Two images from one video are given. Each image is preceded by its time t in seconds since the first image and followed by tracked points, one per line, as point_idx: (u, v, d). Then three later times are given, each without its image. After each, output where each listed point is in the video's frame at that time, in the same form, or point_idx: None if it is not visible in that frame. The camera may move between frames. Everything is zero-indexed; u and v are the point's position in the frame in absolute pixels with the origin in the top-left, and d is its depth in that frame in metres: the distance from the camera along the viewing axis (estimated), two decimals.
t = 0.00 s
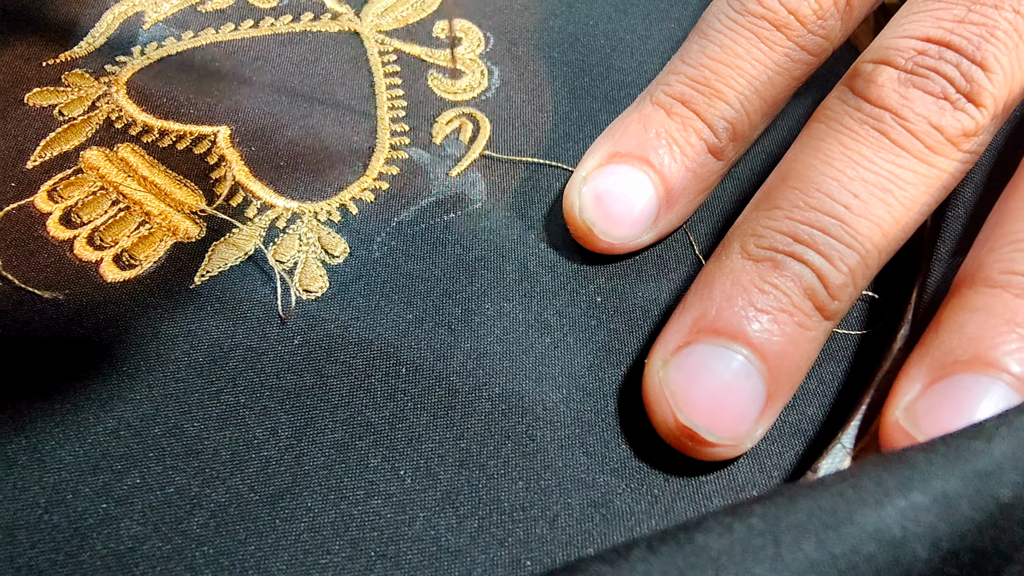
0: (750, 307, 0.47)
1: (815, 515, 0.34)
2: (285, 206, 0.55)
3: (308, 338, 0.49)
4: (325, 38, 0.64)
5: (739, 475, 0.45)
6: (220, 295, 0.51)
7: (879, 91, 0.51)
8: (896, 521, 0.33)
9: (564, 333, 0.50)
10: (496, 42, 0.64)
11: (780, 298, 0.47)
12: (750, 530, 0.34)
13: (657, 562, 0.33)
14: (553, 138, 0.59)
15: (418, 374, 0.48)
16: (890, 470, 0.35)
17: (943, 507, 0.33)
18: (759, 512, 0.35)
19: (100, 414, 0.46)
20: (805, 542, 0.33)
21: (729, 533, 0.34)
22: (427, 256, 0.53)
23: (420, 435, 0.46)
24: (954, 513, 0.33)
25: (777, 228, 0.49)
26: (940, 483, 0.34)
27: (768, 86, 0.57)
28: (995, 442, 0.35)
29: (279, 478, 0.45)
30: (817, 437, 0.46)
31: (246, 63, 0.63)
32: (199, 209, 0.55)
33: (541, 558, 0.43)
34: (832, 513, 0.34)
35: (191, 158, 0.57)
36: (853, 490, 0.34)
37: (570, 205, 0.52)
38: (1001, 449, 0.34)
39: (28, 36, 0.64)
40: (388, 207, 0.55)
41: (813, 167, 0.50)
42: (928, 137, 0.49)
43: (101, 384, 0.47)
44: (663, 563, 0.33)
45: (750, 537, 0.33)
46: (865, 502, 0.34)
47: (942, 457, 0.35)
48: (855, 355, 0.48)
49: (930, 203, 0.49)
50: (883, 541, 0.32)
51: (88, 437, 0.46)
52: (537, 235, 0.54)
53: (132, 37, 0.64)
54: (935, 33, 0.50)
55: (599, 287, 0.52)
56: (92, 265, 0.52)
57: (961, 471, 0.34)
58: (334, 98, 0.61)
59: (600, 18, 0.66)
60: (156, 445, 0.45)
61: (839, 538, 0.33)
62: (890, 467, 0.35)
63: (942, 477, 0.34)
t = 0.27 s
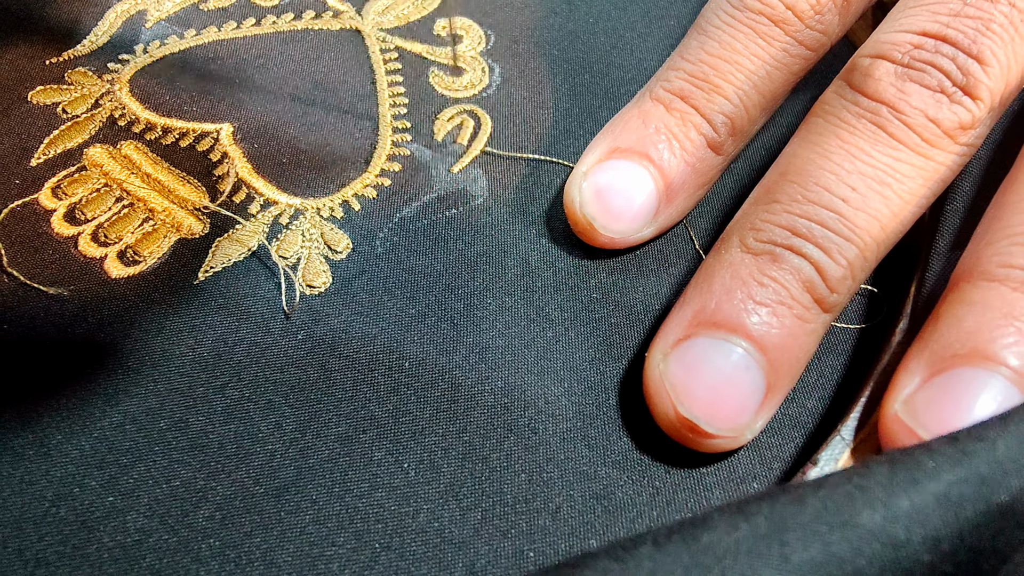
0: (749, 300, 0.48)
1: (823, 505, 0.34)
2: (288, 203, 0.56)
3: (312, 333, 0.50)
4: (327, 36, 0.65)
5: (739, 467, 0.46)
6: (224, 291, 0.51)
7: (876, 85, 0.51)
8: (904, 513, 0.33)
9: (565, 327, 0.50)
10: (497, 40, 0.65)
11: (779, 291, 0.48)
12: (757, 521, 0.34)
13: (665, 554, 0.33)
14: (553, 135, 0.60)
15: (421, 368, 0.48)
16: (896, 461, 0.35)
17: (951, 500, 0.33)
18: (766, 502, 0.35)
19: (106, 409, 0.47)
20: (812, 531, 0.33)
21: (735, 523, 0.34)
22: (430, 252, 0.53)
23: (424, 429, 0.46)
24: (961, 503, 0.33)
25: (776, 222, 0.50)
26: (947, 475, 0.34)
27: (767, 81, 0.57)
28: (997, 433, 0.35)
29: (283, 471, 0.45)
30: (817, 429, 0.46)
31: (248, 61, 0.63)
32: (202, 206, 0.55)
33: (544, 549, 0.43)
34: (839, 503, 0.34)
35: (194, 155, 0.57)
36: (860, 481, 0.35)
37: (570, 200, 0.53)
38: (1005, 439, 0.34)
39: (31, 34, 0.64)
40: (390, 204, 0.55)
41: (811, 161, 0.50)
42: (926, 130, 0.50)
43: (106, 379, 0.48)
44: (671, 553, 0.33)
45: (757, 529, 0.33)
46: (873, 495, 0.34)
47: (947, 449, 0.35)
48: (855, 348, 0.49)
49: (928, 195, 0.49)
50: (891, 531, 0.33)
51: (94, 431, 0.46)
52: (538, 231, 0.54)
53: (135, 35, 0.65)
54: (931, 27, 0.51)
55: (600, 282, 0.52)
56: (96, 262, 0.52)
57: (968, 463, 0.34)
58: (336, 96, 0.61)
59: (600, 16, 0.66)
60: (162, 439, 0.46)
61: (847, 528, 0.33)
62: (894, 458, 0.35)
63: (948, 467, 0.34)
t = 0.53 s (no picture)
0: (752, 290, 0.48)
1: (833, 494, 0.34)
2: (295, 196, 0.56)
3: (320, 325, 0.50)
4: (332, 32, 0.65)
5: (744, 456, 0.46)
6: (233, 283, 0.52)
7: (877, 76, 0.52)
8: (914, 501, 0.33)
9: (571, 319, 0.51)
10: (502, 36, 0.65)
11: (782, 281, 0.48)
12: (769, 510, 0.34)
13: (676, 545, 0.33)
14: (558, 130, 0.60)
15: (428, 359, 0.49)
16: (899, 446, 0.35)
17: (960, 487, 0.33)
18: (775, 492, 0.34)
19: (116, 399, 0.47)
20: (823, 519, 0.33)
21: (747, 512, 0.34)
22: (436, 245, 0.54)
23: (431, 418, 0.47)
24: (970, 490, 0.33)
25: (779, 213, 0.50)
26: (956, 462, 0.34)
27: (769, 73, 0.58)
28: (1000, 420, 0.36)
29: (293, 460, 0.45)
30: (820, 419, 0.47)
31: (254, 57, 0.63)
32: (210, 199, 0.55)
33: (550, 536, 0.44)
34: (851, 492, 0.34)
35: (202, 149, 0.58)
36: (869, 469, 0.35)
37: (575, 192, 0.54)
38: (1010, 425, 0.35)
39: (38, 30, 0.64)
40: (397, 197, 0.56)
41: (813, 152, 0.51)
42: (926, 121, 0.50)
43: (116, 370, 0.48)
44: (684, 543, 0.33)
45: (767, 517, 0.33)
46: (883, 483, 0.34)
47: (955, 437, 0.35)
48: (857, 339, 0.49)
49: (928, 185, 0.50)
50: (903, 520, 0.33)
51: (105, 421, 0.46)
52: (543, 224, 0.55)
53: (142, 31, 0.65)
54: (931, 18, 0.51)
55: (605, 274, 0.53)
56: (105, 254, 0.53)
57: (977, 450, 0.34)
58: (342, 91, 0.62)
59: (603, 12, 0.67)
60: (172, 429, 0.46)
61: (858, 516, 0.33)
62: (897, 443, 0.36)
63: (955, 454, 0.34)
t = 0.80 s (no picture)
0: (754, 280, 0.49)
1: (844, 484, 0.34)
2: (300, 188, 0.57)
3: (325, 315, 0.50)
4: (336, 27, 0.66)
5: (748, 445, 0.46)
6: (238, 275, 0.52)
7: (878, 66, 0.52)
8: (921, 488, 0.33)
9: (575, 310, 0.51)
10: (504, 31, 0.66)
11: (784, 270, 0.49)
12: (780, 501, 0.33)
13: (682, 529, 0.33)
14: (561, 123, 0.60)
15: (433, 349, 0.49)
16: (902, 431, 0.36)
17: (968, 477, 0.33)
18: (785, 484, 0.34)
19: (123, 389, 0.47)
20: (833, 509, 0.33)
21: (758, 502, 0.34)
22: (440, 236, 0.54)
23: (436, 408, 0.47)
24: (973, 472, 0.33)
25: (781, 202, 0.51)
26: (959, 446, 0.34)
27: (770, 65, 0.59)
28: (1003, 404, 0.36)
29: (299, 450, 0.46)
30: (823, 408, 0.47)
31: (258, 51, 0.64)
32: (215, 192, 0.56)
33: (556, 524, 0.44)
34: (863, 483, 0.33)
35: (207, 143, 0.58)
36: (880, 459, 0.35)
37: (578, 184, 0.54)
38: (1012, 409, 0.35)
39: (42, 25, 0.65)
40: (401, 190, 0.56)
41: (814, 142, 0.52)
42: (927, 109, 0.51)
43: (123, 360, 0.48)
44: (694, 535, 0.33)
45: (779, 506, 0.33)
46: (893, 476, 0.34)
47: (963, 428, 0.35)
48: (860, 329, 0.49)
49: (930, 173, 0.50)
50: (913, 509, 0.33)
51: (112, 411, 0.47)
52: (547, 216, 0.55)
53: (146, 26, 0.65)
54: (931, 9, 0.52)
55: (608, 265, 0.53)
56: (111, 247, 0.53)
57: (985, 439, 0.34)
58: (346, 85, 0.62)
59: (605, 6, 0.67)
60: (178, 418, 0.46)
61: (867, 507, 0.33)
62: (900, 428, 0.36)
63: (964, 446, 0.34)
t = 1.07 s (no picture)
0: (763, 266, 0.49)
1: (861, 467, 0.34)
2: (310, 178, 0.57)
3: (337, 303, 0.50)
4: (344, 19, 0.66)
5: (758, 430, 0.47)
6: (250, 264, 0.52)
7: (884, 52, 0.53)
8: (937, 472, 0.33)
9: (585, 297, 0.51)
10: (512, 22, 0.66)
11: (792, 256, 0.49)
12: (793, 482, 0.34)
13: (697, 508, 0.34)
14: (568, 113, 0.61)
15: (444, 337, 0.49)
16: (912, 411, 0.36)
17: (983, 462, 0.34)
18: (802, 469, 0.35)
19: (137, 375, 0.48)
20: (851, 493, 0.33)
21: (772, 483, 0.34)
22: (449, 225, 0.54)
23: (448, 394, 0.47)
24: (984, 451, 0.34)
25: (788, 189, 0.51)
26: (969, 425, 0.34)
27: (777, 53, 0.60)
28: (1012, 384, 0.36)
29: (312, 435, 0.46)
30: (832, 393, 0.47)
31: (268, 43, 0.64)
32: (226, 181, 0.56)
33: (567, 508, 0.44)
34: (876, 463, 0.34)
35: (217, 133, 0.58)
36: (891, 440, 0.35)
37: (587, 173, 0.54)
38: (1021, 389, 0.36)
39: (52, 17, 0.65)
40: (410, 179, 0.57)
41: (821, 128, 0.52)
42: (933, 95, 0.51)
43: (137, 347, 0.49)
44: (714, 521, 0.33)
45: (798, 493, 0.33)
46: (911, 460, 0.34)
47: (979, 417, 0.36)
48: (869, 315, 0.50)
49: (937, 159, 0.51)
50: (931, 496, 0.33)
51: (126, 397, 0.47)
52: (556, 205, 0.55)
53: (156, 18, 0.66)
54: None
55: (618, 253, 0.53)
56: (123, 235, 0.53)
57: (997, 422, 0.35)
58: (355, 76, 0.62)
59: None
60: (192, 404, 0.47)
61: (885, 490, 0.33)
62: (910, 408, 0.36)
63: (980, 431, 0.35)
